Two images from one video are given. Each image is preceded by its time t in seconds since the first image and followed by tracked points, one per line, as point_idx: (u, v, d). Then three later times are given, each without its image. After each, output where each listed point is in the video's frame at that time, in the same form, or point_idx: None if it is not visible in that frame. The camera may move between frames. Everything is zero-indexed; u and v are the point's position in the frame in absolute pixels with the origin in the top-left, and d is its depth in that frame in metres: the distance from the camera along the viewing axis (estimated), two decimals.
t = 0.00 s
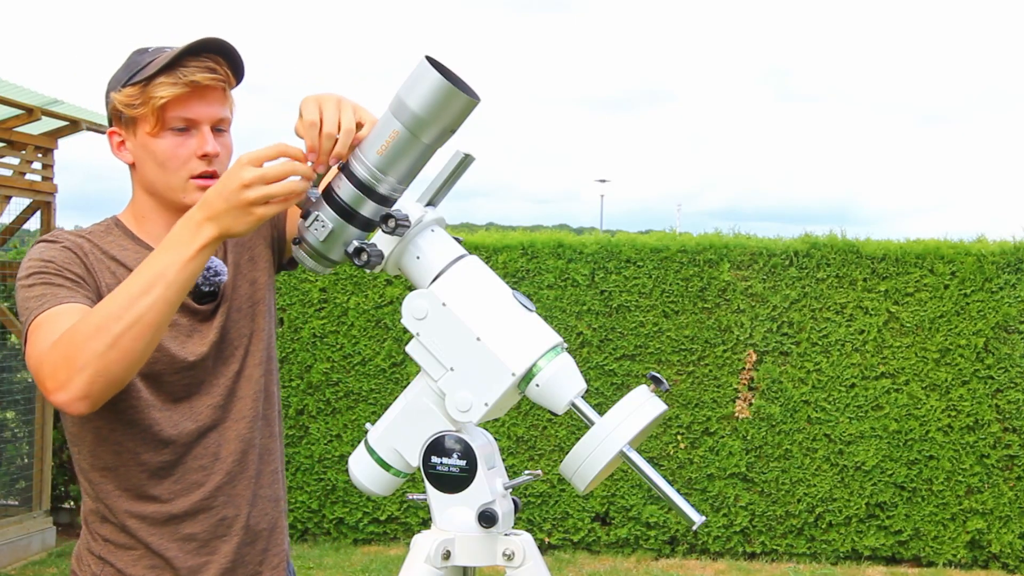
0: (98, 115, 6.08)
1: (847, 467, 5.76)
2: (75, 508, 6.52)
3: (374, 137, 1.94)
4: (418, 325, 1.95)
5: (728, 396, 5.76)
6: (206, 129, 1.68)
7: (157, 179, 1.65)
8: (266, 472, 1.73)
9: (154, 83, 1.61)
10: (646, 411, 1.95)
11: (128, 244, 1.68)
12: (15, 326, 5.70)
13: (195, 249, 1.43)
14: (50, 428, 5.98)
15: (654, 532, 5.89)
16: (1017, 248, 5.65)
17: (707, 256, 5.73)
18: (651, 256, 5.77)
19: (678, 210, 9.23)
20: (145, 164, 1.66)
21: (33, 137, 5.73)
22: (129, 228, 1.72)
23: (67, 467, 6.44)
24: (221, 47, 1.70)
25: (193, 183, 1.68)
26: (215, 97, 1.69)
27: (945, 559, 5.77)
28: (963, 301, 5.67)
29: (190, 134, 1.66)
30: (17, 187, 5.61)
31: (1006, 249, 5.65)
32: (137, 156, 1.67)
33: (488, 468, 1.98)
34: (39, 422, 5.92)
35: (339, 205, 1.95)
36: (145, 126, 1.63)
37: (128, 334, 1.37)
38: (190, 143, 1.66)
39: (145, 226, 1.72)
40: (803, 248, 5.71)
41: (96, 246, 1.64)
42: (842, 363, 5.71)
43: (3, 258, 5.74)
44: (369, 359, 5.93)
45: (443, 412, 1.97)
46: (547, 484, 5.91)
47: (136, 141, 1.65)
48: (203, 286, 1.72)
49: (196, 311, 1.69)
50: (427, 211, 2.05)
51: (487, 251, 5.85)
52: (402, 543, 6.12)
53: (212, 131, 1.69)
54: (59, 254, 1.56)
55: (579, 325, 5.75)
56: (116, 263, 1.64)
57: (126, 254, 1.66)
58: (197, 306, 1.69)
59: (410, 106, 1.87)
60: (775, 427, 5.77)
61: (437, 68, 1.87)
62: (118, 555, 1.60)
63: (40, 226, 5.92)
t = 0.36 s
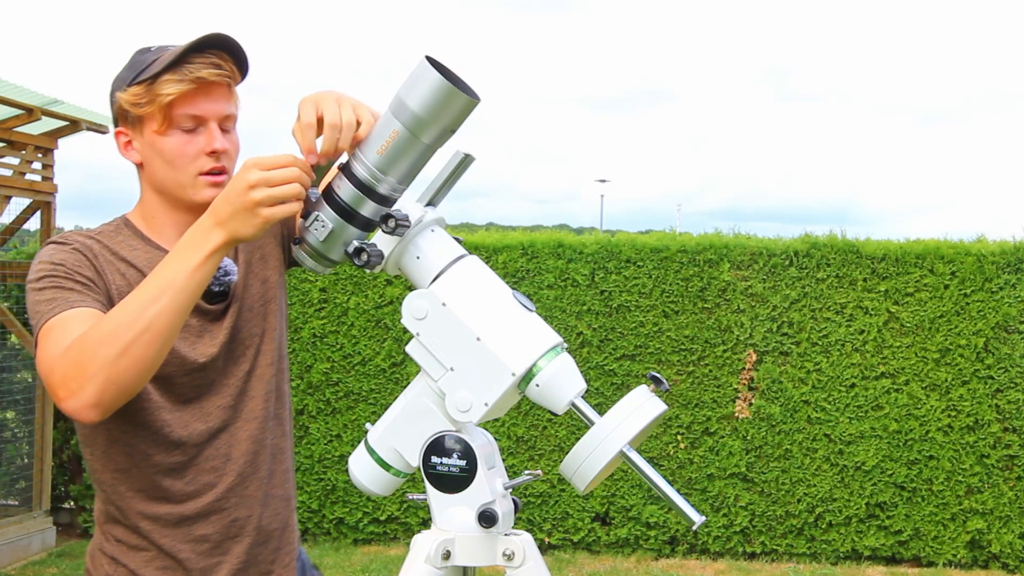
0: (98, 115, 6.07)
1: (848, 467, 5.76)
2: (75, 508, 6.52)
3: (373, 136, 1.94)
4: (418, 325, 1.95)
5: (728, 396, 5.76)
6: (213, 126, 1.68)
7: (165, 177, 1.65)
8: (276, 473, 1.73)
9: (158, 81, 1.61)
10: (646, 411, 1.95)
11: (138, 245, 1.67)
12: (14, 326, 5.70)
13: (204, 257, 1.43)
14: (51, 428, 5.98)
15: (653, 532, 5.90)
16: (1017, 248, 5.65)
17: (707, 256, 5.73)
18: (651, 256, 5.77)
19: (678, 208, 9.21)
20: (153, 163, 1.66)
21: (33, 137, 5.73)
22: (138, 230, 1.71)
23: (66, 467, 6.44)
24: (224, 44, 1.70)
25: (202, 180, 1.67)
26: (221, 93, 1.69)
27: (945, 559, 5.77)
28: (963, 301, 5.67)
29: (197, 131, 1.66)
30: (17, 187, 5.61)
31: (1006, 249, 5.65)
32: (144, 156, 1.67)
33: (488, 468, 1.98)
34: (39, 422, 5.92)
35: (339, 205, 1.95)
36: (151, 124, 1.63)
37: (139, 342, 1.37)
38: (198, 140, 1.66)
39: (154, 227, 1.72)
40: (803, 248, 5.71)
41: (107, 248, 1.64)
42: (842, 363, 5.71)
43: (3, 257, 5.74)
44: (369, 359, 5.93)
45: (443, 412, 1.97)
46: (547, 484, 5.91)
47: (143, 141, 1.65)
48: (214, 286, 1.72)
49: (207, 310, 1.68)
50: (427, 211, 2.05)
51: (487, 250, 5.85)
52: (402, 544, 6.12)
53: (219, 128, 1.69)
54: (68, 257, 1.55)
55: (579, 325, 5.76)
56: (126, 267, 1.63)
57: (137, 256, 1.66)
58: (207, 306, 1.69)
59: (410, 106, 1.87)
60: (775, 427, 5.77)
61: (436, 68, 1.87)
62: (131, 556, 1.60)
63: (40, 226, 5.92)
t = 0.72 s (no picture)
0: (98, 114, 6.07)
1: (847, 467, 5.76)
2: (75, 508, 6.52)
3: (373, 137, 1.94)
4: (418, 325, 1.95)
5: (728, 396, 5.77)
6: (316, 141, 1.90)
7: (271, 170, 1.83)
8: (336, 497, 1.64)
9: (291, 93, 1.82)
10: (646, 411, 1.95)
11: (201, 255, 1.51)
12: (15, 326, 5.71)
13: (188, 347, 1.28)
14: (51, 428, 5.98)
15: (653, 532, 5.90)
16: (1017, 248, 5.65)
17: (707, 256, 5.73)
18: (651, 255, 5.77)
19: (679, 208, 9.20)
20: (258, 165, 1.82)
21: (33, 137, 5.73)
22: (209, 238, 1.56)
23: (66, 467, 6.44)
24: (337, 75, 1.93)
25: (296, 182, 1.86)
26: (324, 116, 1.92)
27: (945, 559, 5.77)
28: (963, 301, 5.67)
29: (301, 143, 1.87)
30: (17, 187, 5.61)
31: (1006, 249, 5.65)
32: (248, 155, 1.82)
33: (488, 467, 1.98)
34: (39, 422, 5.93)
35: (339, 204, 1.92)
36: (267, 130, 1.81)
37: (149, 397, 1.28)
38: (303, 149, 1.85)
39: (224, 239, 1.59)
40: (803, 248, 5.71)
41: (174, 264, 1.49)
42: (842, 363, 5.71)
43: (3, 257, 5.74)
44: (369, 359, 5.93)
45: (443, 412, 1.97)
46: (547, 484, 5.91)
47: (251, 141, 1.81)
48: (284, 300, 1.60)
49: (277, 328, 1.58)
50: (428, 212, 2.04)
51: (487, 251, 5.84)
52: (402, 544, 6.12)
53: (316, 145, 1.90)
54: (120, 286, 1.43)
55: (579, 325, 5.76)
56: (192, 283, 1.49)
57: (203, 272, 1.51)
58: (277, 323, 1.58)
59: (410, 106, 1.87)
60: (775, 427, 5.78)
61: (436, 69, 1.88)
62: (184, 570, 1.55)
63: (40, 226, 5.92)
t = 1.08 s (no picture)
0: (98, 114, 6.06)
1: (847, 467, 5.76)
2: (75, 508, 6.52)
3: (375, 139, 1.95)
4: (418, 324, 1.90)
5: (728, 396, 5.77)
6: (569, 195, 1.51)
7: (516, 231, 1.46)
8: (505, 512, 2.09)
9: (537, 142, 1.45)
10: (646, 411, 1.91)
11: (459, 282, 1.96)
12: (15, 326, 5.71)
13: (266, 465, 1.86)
14: (51, 428, 5.98)
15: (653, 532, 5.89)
16: (1017, 248, 5.65)
17: (707, 256, 5.73)
18: (651, 256, 5.76)
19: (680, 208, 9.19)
20: (505, 219, 1.50)
21: (33, 137, 5.73)
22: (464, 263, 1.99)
23: (66, 468, 6.44)
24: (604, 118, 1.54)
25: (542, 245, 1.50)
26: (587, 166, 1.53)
27: (945, 559, 5.77)
28: (963, 301, 5.67)
29: (556, 199, 1.49)
30: (17, 187, 5.61)
31: (1006, 250, 5.66)
32: (500, 206, 1.51)
33: (489, 468, 1.93)
34: (39, 422, 5.93)
35: (340, 205, 1.94)
36: (519, 183, 1.47)
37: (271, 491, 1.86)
38: (554, 206, 1.48)
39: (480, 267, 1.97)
40: (803, 248, 5.71)
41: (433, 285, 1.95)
42: (842, 363, 5.71)
43: (3, 257, 5.74)
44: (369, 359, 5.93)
45: (444, 411, 1.91)
46: (547, 484, 5.91)
47: (500, 191, 1.50)
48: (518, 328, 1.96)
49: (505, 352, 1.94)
50: (428, 211, 2.00)
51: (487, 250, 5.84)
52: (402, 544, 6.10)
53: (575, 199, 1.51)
54: (364, 297, 1.97)
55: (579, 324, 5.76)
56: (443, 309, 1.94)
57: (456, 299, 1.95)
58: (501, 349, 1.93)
59: (410, 106, 1.88)
60: (775, 427, 5.77)
61: (436, 69, 1.90)
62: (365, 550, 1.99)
63: (40, 226, 5.92)
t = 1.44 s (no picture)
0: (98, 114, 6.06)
1: (848, 467, 5.76)
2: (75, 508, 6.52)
3: (376, 137, 1.98)
4: (418, 325, 1.92)
5: (728, 396, 5.76)
6: (727, 201, 1.80)
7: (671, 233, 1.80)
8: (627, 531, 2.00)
9: (703, 154, 1.76)
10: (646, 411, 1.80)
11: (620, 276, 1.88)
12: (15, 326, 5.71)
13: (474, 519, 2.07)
14: (51, 428, 5.99)
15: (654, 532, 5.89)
16: (1017, 248, 5.65)
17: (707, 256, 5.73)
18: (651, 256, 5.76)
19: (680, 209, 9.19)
20: (663, 212, 1.82)
21: (33, 137, 5.73)
22: (620, 257, 1.91)
23: (66, 468, 6.44)
24: (770, 138, 1.84)
25: (693, 240, 1.81)
26: (747, 176, 1.83)
27: (945, 559, 5.77)
28: (963, 301, 5.67)
29: (714, 204, 1.79)
30: (17, 187, 5.61)
31: (1006, 250, 5.66)
32: (658, 202, 1.82)
33: (489, 468, 1.92)
34: (39, 422, 5.93)
35: (340, 204, 1.98)
36: (680, 185, 1.78)
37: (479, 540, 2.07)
38: (712, 209, 1.79)
39: (637, 263, 1.90)
40: (803, 248, 5.71)
41: (595, 280, 1.87)
42: (842, 363, 5.71)
43: (3, 257, 5.74)
44: (369, 359, 5.93)
45: (443, 411, 1.94)
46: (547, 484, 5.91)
47: (663, 187, 1.81)
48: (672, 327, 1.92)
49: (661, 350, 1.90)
50: (428, 211, 2.04)
51: (488, 250, 5.84)
52: (402, 543, 6.10)
53: (731, 206, 1.81)
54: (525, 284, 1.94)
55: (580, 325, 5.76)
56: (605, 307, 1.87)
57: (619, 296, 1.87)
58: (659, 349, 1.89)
59: (410, 106, 1.92)
60: (775, 427, 5.77)
61: (436, 69, 1.94)
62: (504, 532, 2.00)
63: (40, 226, 5.92)
